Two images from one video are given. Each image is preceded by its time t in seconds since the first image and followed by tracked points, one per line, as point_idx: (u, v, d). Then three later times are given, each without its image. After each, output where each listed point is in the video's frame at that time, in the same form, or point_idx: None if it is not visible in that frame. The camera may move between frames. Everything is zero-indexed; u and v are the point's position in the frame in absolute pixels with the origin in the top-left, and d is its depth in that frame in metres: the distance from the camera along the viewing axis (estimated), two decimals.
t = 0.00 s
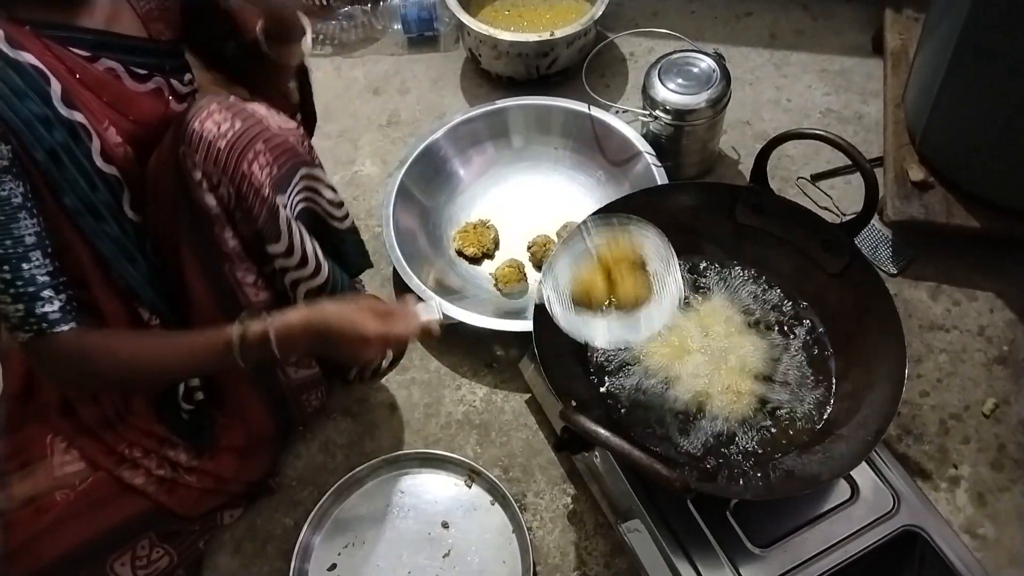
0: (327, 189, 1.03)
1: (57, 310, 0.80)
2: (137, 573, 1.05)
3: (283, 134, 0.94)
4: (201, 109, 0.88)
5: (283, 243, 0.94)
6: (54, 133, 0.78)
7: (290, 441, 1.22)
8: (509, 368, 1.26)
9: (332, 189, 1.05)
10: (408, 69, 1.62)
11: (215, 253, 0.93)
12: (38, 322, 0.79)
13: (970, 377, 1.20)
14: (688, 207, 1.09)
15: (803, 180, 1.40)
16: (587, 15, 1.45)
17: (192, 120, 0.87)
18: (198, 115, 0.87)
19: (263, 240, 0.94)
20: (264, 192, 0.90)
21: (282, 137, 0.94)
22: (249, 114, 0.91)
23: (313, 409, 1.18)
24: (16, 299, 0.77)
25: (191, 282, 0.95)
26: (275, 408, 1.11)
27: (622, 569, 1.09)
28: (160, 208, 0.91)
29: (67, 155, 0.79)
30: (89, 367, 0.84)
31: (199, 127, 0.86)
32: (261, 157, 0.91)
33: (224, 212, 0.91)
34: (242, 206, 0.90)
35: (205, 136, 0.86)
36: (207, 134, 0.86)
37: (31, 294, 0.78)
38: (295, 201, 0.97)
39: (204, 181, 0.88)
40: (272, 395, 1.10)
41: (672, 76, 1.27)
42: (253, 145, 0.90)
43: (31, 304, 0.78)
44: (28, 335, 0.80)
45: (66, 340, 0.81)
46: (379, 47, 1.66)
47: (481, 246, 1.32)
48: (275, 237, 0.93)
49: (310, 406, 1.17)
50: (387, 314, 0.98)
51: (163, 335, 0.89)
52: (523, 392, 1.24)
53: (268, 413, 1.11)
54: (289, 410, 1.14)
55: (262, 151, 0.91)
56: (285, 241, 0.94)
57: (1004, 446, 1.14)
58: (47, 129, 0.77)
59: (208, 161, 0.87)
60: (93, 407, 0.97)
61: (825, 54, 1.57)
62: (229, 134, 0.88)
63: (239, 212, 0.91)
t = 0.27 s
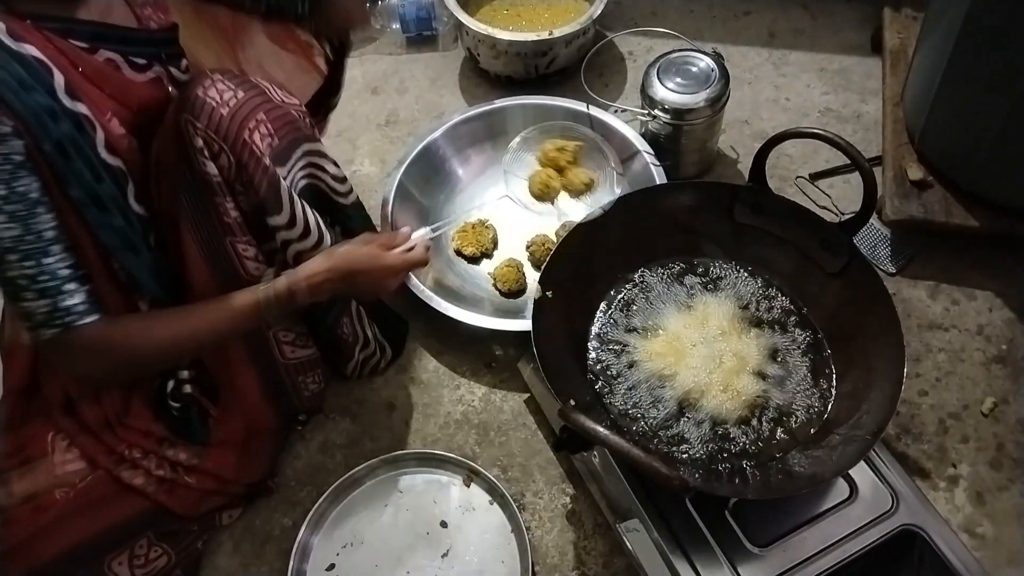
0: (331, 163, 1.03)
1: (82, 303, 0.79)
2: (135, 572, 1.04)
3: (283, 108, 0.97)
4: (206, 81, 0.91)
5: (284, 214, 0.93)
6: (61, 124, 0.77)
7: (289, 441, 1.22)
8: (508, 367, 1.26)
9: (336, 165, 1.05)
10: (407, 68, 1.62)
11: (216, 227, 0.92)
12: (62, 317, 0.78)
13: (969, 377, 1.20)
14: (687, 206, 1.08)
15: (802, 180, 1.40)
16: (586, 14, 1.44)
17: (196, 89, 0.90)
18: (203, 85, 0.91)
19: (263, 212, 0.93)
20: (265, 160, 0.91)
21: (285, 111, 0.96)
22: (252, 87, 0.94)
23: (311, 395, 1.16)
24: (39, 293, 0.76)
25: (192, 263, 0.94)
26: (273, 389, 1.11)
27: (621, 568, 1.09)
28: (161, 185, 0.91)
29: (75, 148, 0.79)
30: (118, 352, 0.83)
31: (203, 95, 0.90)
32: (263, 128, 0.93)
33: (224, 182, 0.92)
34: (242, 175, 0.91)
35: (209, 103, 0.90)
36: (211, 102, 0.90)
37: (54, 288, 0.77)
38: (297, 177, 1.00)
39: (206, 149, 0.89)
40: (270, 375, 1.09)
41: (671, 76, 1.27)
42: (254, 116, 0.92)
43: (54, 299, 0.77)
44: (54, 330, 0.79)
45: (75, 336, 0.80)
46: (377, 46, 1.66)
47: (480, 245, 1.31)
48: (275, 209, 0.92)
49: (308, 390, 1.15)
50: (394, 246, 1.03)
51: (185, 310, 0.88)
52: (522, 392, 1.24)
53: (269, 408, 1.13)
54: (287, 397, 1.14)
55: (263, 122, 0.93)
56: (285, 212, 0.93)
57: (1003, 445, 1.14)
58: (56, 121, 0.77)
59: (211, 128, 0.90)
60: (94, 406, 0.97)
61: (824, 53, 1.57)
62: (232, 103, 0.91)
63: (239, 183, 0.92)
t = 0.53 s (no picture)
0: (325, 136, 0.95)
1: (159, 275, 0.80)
2: (134, 568, 1.03)
3: (279, 80, 0.92)
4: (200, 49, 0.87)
5: (276, 177, 0.91)
6: (100, 110, 0.77)
7: (285, 436, 1.22)
8: (505, 362, 1.26)
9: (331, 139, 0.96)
10: (403, 63, 1.61)
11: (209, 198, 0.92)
12: (145, 292, 0.78)
13: (966, 371, 1.20)
14: (684, 200, 1.08)
15: (798, 174, 1.40)
16: (582, 8, 1.44)
17: (188, 57, 0.86)
18: (196, 53, 0.87)
19: (258, 181, 0.92)
20: (258, 130, 0.88)
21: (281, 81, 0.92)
22: (246, 57, 0.91)
23: (306, 373, 1.15)
24: (122, 271, 0.76)
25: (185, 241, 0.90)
26: (268, 369, 1.09)
27: (618, 563, 1.09)
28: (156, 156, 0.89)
29: (115, 133, 0.79)
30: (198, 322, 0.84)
31: (196, 64, 0.86)
32: (257, 98, 0.88)
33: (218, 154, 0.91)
34: (236, 145, 0.90)
35: (201, 72, 0.86)
36: (203, 71, 0.86)
37: (134, 265, 0.77)
38: (292, 152, 0.91)
39: (199, 119, 0.88)
40: (268, 358, 1.08)
41: (668, 70, 1.27)
42: (248, 84, 0.88)
43: (138, 274, 0.77)
44: (140, 303, 0.78)
45: (152, 309, 0.79)
46: (373, 41, 1.65)
47: (476, 241, 1.31)
48: (269, 175, 0.91)
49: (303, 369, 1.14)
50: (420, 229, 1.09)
51: (248, 283, 0.90)
52: (519, 387, 1.24)
53: (269, 396, 1.11)
54: (283, 379, 1.12)
55: (256, 91, 0.89)
56: (278, 175, 0.90)
57: (999, 439, 1.15)
58: (94, 107, 0.77)
59: (203, 97, 0.87)
60: (93, 403, 0.98)
61: (821, 48, 1.56)
62: (226, 72, 0.87)
63: (232, 153, 0.91)
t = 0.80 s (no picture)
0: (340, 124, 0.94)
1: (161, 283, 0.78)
2: (135, 564, 1.04)
3: (295, 54, 0.89)
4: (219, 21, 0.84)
5: (292, 156, 0.90)
6: (121, 109, 0.77)
7: (283, 432, 1.21)
8: (503, 357, 1.25)
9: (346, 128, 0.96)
10: (399, 57, 1.60)
11: (222, 177, 0.90)
12: (146, 299, 0.77)
13: (963, 364, 1.20)
14: (681, 194, 1.08)
15: (796, 168, 1.40)
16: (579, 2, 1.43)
17: (208, 30, 0.83)
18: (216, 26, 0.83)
19: (275, 158, 0.91)
20: (278, 107, 0.86)
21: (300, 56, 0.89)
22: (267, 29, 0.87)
23: (303, 366, 1.14)
24: (126, 276, 0.75)
25: (194, 222, 0.90)
26: (263, 359, 1.08)
27: (617, 557, 1.09)
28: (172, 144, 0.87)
29: (135, 133, 0.79)
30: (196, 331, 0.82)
31: (217, 36, 0.82)
32: (276, 72, 0.86)
33: (235, 129, 0.88)
34: (256, 120, 0.88)
35: (222, 45, 0.83)
36: (224, 43, 0.83)
37: (138, 269, 0.75)
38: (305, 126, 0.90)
39: (220, 93, 0.84)
40: (267, 350, 1.07)
41: (665, 64, 1.26)
42: (269, 57, 0.85)
43: (141, 281, 0.76)
44: (141, 311, 0.77)
45: (152, 318, 0.78)
46: (369, 35, 1.64)
47: (475, 236, 1.31)
48: (286, 154, 0.90)
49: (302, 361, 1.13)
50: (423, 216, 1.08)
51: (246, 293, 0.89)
52: (517, 381, 1.23)
53: (267, 385, 1.11)
54: (280, 373, 1.12)
55: (276, 66, 0.86)
56: (296, 155, 0.90)
57: (997, 432, 1.15)
58: (115, 106, 0.76)
59: (224, 70, 0.83)
60: (92, 403, 0.96)
61: (818, 41, 1.56)
62: (246, 44, 0.84)
63: (251, 130, 0.88)
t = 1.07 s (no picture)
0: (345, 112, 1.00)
1: (127, 293, 0.73)
2: (134, 560, 1.04)
3: (300, 43, 0.95)
4: (225, 13, 0.89)
5: (302, 142, 0.93)
6: (117, 111, 0.77)
7: (281, 428, 1.21)
8: (501, 353, 1.25)
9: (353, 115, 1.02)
10: (396, 52, 1.60)
11: (225, 170, 0.91)
12: (109, 308, 0.72)
13: (961, 358, 1.20)
14: (678, 189, 1.07)
15: (794, 163, 1.39)
16: None
17: (214, 19, 0.88)
18: (223, 16, 0.88)
19: (282, 146, 0.94)
20: (284, 91, 0.91)
21: (303, 46, 0.95)
22: (269, 20, 0.92)
23: (303, 360, 1.15)
24: (89, 282, 0.70)
25: (196, 214, 0.91)
26: (263, 354, 1.09)
27: (615, 552, 1.09)
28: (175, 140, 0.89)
29: (130, 133, 0.79)
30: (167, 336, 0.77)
31: (223, 26, 0.87)
32: (280, 59, 0.91)
33: (241, 117, 0.92)
34: (261, 107, 0.91)
35: (229, 33, 0.87)
36: (230, 31, 0.87)
37: (104, 277, 0.71)
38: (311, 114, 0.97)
39: (226, 79, 0.88)
40: (268, 347, 1.08)
41: (663, 59, 1.26)
42: (273, 46, 0.90)
43: (107, 289, 0.71)
44: (102, 321, 0.72)
45: (116, 331, 0.72)
46: (366, 30, 1.64)
47: (469, 231, 1.31)
48: (293, 139, 0.93)
49: (301, 356, 1.14)
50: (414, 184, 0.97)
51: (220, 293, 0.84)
52: (515, 377, 1.23)
53: (266, 379, 1.12)
54: (279, 367, 1.12)
55: (280, 54, 0.91)
56: (303, 140, 0.93)
57: (995, 426, 1.15)
58: (111, 108, 0.76)
59: (231, 57, 0.88)
60: (89, 400, 0.96)
61: (816, 35, 1.56)
62: (251, 32, 0.89)
63: (257, 116, 0.92)
